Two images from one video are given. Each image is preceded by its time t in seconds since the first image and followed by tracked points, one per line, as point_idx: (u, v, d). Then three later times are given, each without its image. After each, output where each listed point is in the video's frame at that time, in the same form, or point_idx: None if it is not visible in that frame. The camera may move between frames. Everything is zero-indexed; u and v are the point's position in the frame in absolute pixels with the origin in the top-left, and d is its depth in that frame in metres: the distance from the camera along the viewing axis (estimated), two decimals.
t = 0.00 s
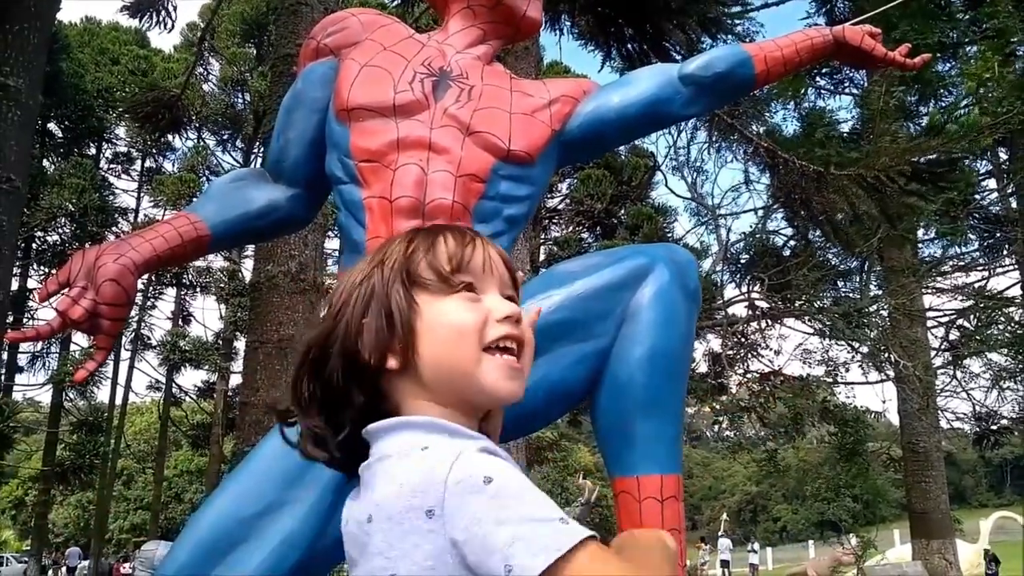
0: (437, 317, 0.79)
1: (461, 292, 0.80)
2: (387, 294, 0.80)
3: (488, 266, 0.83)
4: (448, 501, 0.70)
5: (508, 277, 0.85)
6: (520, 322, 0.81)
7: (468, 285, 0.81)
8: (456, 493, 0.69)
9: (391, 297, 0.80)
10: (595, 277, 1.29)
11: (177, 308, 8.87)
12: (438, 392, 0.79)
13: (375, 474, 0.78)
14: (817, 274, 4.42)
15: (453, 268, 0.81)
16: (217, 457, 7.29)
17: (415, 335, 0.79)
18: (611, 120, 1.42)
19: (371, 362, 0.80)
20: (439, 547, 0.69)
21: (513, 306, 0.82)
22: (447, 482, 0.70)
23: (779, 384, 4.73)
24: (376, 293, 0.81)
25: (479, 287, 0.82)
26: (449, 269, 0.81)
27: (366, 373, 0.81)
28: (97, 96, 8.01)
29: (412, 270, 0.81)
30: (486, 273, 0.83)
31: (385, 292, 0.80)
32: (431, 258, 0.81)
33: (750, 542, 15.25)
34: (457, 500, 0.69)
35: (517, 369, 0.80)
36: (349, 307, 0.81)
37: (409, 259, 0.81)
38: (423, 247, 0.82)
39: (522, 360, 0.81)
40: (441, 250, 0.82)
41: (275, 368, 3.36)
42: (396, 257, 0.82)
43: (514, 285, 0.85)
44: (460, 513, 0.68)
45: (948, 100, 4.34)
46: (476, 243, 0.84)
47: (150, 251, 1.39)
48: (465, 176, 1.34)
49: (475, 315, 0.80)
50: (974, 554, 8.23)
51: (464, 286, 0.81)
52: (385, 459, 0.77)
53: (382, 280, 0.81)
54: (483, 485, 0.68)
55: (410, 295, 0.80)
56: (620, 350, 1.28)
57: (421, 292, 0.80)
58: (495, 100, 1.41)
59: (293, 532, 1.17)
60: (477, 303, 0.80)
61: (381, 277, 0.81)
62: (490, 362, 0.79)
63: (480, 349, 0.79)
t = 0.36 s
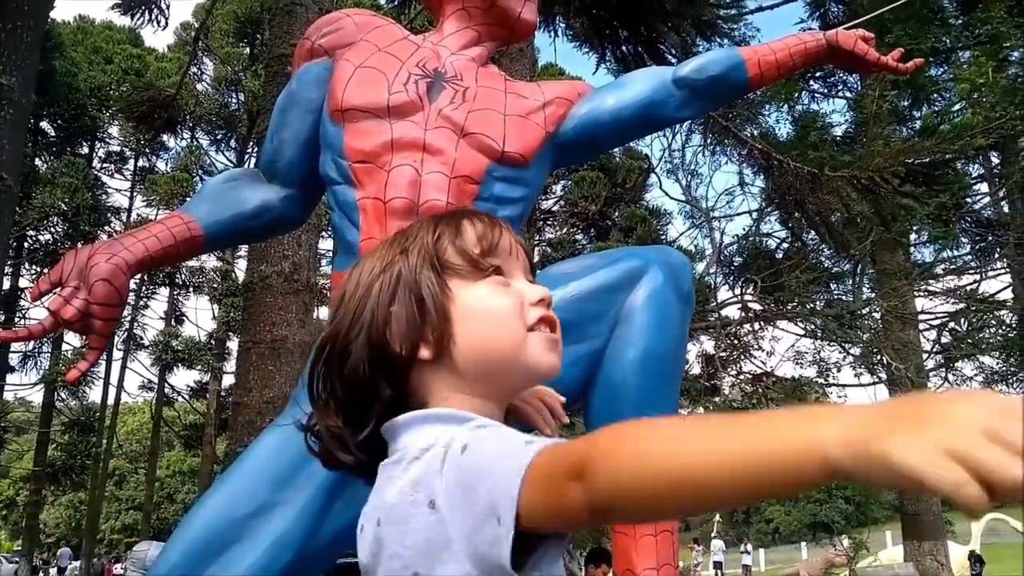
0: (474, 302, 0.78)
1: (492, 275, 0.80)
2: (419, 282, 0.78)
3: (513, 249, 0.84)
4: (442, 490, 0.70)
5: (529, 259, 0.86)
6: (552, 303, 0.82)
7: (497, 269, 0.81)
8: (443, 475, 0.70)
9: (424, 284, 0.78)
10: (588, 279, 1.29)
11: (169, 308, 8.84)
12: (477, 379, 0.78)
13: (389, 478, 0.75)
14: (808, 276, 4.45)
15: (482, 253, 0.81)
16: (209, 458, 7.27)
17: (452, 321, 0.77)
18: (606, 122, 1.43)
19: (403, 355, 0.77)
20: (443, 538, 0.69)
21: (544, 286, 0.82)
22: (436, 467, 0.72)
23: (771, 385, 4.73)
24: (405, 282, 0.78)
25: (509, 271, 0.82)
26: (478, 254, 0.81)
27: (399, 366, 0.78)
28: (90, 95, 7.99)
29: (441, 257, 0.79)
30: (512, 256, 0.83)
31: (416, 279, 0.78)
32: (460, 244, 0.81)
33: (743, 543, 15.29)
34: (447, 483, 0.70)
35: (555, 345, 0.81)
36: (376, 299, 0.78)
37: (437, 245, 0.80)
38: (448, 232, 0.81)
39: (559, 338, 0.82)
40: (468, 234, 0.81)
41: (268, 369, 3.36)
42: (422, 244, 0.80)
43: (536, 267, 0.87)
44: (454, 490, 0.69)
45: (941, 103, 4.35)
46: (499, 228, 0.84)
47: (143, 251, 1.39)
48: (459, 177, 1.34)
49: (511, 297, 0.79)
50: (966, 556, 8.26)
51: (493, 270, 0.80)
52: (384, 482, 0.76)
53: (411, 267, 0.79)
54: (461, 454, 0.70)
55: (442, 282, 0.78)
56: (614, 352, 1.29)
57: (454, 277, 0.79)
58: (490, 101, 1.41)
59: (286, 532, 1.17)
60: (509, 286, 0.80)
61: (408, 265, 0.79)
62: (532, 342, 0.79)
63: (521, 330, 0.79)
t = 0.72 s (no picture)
0: (451, 303, 0.77)
1: (471, 276, 0.79)
2: (393, 282, 0.78)
3: (494, 247, 0.83)
4: (456, 440, 0.72)
5: (513, 258, 0.85)
6: (534, 302, 0.81)
7: (476, 268, 0.80)
8: (464, 419, 0.73)
9: (398, 284, 0.77)
10: (589, 281, 1.29)
11: (171, 310, 8.86)
12: (454, 381, 0.78)
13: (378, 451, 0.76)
14: (810, 278, 4.44)
15: (461, 252, 0.80)
16: (210, 460, 7.28)
17: (429, 322, 0.77)
18: (605, 125, 1.43)
19: (377, 354, 0.77)
20: (465, 482, 0.72)
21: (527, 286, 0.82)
22: (442, 423, 0.74)
23: (773, 387, 4.74)
24: (380, 282, 0.78)
25: (489, 269, 0.81)
26: (457, 253, 0.80)
27: (374, 367, 0.78)
28: (91, 97, 8.00)
29: (417, 256, 0.79)
30: (494, 254, 0.83)
31: (391, 279, 0.78)
32: (438, 243, 0.80)
33: (745, 545, 15.28)
34: (468, 426, 0.72)
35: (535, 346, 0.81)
36: (351, 298, 0.78)
37: (414, 244, 0.79)
38: (425, 230, 0.81)
39: (541, 337, 0.81)
40: (446, 233, 0.81)
41: (269, 371, 3.36)
42: (398, 242, 0.80)
43: (519, 265, 0.86)
44: (470, 436, 0.72)
45: (942, 106, 4.34)
46: (479, 225, 0.83)
47: (145, 254, 1.40)
48: (459, 180, 1.34)
49: (490, 297, 0.79)
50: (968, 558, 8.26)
51: (473, 271, 0.80)
52: (379, 446, 0.76)
53: (387, 267, 0.78)
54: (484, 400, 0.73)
55: (418, 282, 0.78)
56: (614, 354, 1.29)
57: (431, 277, 0.78)
58: (490, 105, 1.41)
59: (288, 534, 1.17)
60: (490, 285, 0.80)
61: (383, 265, 0.78)
62: (511, 342, 0.78)
63: (501, 331, 0.78)
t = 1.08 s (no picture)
0: (459, 298, 0.77)
1: (480, 269, 0.78)
2: (401, 273, 0.76)
3: (506, 238, 0.81)
4: (450, 440, 0.69)
5: (524, 248, 0.83)
6: (544, 297, 0.81)
7: (486, 260, 0.79)
8: (456, 422, 0.69)
9: (405, 276, 0.76)
10: (588, 278, 1.29)
11: (168, 310, 8.84)
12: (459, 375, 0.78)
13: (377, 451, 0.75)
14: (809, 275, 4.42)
15: (472, 244, 0.78)
16: (208, 460, 7.27)
17: (435, 316, 0.76)
18: (604, 121, 1.42)
19: (381, 345, 0.76)
20: (459, 488, 0.68)
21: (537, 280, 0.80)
22: (445, 421, 0.70)
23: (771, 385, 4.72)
24: (388, 273, 0.76)
25: (499, 262, 0.79)
26: (468, 245, 0.78)
27: (377, 359, 0.77)
28: (87, 96, 7.98)
29: (426, 248, 0.77)
30: (505, 245, 0.81)
31: (398, 270, 0.76)
32: (448, 233, 0.78)
33: (744, 543, 15.25)
34: (459, 432, 0.69)
35: (541, 341, 0.80)
36: (357, 287, 0.77)
37: (424, 234, 0.77)
38: (435, 217, 0.78)
39: (548, 333, 0.81)
40: (457, 222, 0.79)
41: (268, 370, 3.35)
42: (407, 231, 0.77)
43: (529, 254, 0.84)
44: (464, 437, 0.68)
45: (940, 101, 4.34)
46: (492, 213, 0.80)
47: (141, 253, 1.39)
48: (457, 178, 1.33)
49: (499, 292, 0.78)
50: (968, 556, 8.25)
51: (483, 263, 0.78)
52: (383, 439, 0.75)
53: (394, 256, 0.76)
54: (475, 398, 0.68)
55: (426, 275, 0.77)
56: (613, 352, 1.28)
57: (439, 270, 0.77)
58: (488, 102, 1.40)
59: (286, 533, 1.17)
60: (499, 279, 0.79)
61: (391, 255, 0.76)
62: (517, 339, 0.79)
63: (507, 328, 0.78)
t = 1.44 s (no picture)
0: (408, 340, 0.79)
1: (429, 310, 0.78)
2: (359, 308, 0.81)
3: (466, 264, 0.78)
4: (451, 472, 0.69)
5: (493, 269, 0.79)
6: (503, 335, 0.79)
7: (436, 297, 0.78)
8: (461, 455, 0.70)
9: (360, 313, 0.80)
10: (590, 291, 1.30)
11: (172, 321, 8.86)
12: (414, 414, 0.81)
13: (371, 466, 0.75)
14: (811, 287, 4.37)
15: (419, 279, 0.78)
16: (212, 472, 7.27)
17: (387, 358, 0.80)
18: (604, 135, 1.43)
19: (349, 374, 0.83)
20: (450, 518, 0.68)
21: (490, 319, 0.78)
22: (442, 449, 0.71)
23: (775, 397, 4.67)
24: (348, 306, 0.81)
25: (451, 297, 0.78)
26: (414, 279, 0.78)
27: (351, 384, 0.84)
28: (92, 109, 8.03)
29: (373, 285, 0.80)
30: (458, 276, 0.78)
31: (355, 306, 0.81)
32: (396, 268, 0.78)
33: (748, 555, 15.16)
34: (464, 464, 0.69)
35: (497, 381, 0.79)
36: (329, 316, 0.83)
37: (373, 269, 0.79)
38: (390, 249, 0.79)
39: (505, 373, 0.79)
40: (407, 252, 0.78)
41: (271, 382, 3.36)
42: (362, 263, 0.80)
43: (505, 276, 0.80)
44: (467, 469, 0.69)
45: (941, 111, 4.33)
46: (446, 239, 0.78)
47: (147, 267, 1.40)
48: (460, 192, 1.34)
49: (444, 337, 0.78)
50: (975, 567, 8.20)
51: (431, 303, 0.78)
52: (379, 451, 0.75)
53: (353, 291, 0.81)
54: (483, 440, 0.70)
55: (376, 313, 0.80)
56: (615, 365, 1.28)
57: (391, 308, 0.79)
58: (490, 116, 1.41)
59: (291, 547, 1.17)
60: (448, 319, 0.78)
61: (351, 288, 0.81)
62: (460, 384, 0.78)
63: (450, 376, 0.78)
